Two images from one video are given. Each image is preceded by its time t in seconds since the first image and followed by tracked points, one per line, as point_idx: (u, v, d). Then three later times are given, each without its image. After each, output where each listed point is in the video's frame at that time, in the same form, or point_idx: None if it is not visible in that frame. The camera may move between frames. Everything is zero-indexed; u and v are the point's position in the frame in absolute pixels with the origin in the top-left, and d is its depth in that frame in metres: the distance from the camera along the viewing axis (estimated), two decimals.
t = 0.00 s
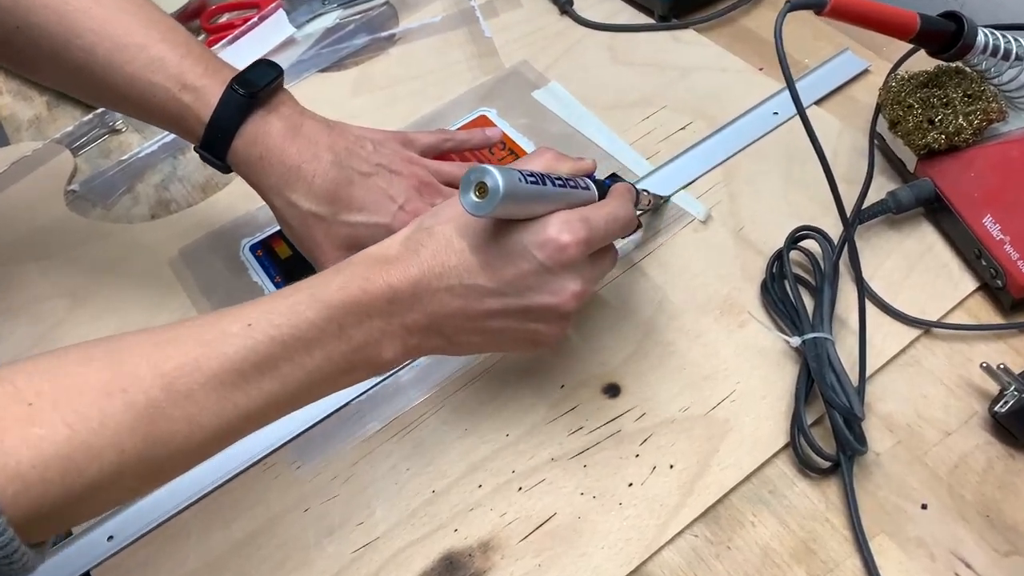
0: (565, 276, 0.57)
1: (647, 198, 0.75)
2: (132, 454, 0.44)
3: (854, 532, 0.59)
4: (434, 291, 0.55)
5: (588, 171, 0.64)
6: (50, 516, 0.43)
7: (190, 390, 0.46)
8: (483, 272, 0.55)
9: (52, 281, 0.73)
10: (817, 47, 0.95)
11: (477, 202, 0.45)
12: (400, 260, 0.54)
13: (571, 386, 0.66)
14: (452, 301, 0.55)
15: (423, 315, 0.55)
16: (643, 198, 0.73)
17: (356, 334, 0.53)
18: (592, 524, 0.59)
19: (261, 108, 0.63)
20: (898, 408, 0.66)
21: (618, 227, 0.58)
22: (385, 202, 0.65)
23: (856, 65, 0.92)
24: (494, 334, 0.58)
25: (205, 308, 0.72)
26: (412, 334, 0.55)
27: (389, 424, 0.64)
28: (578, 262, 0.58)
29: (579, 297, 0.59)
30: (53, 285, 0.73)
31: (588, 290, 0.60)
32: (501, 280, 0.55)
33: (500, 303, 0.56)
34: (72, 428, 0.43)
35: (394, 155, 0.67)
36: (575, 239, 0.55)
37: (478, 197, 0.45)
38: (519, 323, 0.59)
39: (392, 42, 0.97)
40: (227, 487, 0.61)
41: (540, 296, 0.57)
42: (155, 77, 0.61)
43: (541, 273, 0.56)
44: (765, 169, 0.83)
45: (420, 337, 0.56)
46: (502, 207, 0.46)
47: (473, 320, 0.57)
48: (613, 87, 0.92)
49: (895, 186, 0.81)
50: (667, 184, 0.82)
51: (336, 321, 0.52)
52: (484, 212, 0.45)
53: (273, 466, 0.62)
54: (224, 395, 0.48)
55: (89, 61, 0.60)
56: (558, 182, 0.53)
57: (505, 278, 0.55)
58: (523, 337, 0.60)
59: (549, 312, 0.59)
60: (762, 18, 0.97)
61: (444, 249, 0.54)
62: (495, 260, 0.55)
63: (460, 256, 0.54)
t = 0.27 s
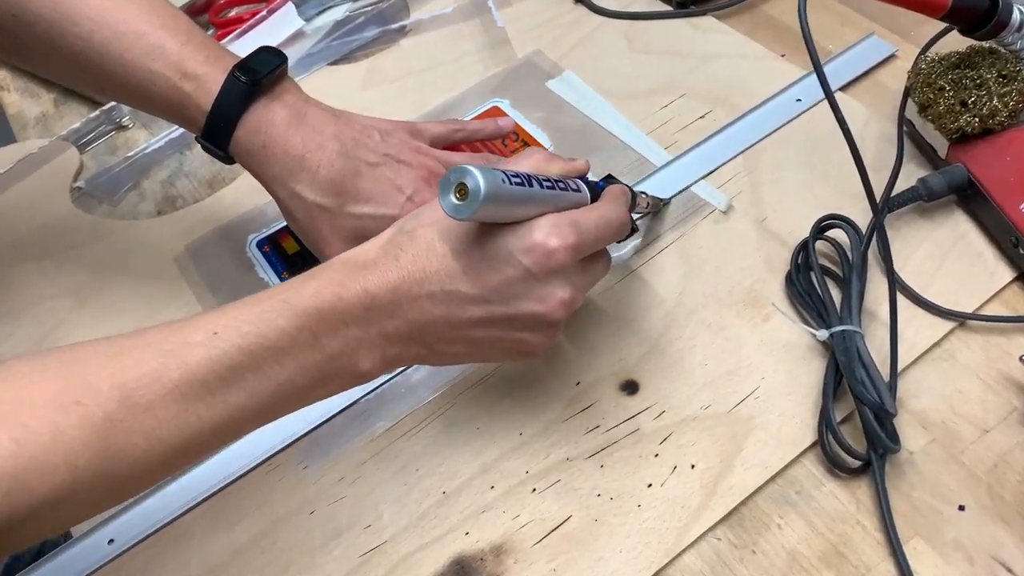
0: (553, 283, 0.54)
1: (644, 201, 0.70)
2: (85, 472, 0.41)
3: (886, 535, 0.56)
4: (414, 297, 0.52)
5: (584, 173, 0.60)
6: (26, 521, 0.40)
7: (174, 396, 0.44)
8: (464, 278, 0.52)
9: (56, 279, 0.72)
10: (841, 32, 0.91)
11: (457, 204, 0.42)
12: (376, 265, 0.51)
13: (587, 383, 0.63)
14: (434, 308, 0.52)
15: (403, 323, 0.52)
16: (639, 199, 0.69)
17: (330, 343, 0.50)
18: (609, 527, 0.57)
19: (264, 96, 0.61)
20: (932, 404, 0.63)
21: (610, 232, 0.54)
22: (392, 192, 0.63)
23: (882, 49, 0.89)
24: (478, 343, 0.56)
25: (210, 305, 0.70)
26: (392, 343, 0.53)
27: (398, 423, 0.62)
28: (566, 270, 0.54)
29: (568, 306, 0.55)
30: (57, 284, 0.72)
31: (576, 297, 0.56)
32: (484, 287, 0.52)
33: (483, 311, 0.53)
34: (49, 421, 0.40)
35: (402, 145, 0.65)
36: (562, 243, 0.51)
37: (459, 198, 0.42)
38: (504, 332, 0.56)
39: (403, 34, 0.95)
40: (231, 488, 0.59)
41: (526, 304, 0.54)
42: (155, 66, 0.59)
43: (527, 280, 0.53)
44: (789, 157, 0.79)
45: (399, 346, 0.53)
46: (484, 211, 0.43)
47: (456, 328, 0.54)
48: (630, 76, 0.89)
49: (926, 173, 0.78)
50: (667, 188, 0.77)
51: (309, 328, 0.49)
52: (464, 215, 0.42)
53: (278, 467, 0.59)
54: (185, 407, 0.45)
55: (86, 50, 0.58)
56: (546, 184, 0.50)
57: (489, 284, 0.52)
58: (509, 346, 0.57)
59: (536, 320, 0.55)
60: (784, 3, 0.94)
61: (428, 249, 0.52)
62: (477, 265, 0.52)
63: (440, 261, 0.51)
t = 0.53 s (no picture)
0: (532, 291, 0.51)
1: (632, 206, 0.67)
2: (28, 487, 0.40)
3: (909, 534, 0.54)
4: (383, 306, 0.49)
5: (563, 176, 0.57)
6: None
7: (143, 404, 0.43)
8: (435, 285, 0.49)
9: (56, 275, 0.71)
10: (858, 18, 0.89)
11: (424, 210, 0.40)
12: (338, 274, 0.49)
13: (596, 378, 0.61)
14: (403, 317, 0.49)
15: (371, 333, 0.49)
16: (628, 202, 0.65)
17: (294, 352, 0.47)
18: (619, 526, 0.54)
19: (262, 84, 0.60)
20: (957, 399, 0.60)
21: (590, 239, 0.51)
22: (393, 181, 0.60)
23: (901, 35, 0.86)
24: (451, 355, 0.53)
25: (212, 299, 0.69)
26: (359, 354, 0.50)
27: (401, 420, 0.60)
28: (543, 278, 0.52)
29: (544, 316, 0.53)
30: (57, 279, 0.71)
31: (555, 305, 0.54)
32: (456, 296, 0.49)
33: (456, 321, 0.50)
34: (33, 417, 0.40)
35: (404, 134, 0.63)
36: (539, 251, 0.48)
37: (426, 204, 0.40)
38: (478, 343, 0.53)
39: (409, 26, 0.93)
40: (230, 486, 0.57)
41: (500, 313, 0.51)
42: (150, 53, 0.58)
43: (500, 288, 0.50)
44: (806, 146, 0.77)
45: (369, 357, 0.51)
46: (452, 217, 0.41)
47: (427, 339, 0.51)
48: (641, 65, 0.87)
49: (947, 160, 0.75)
50: (659, 194, 0.73)
51: (271, 337, 0.46)
52: (431, 222, 0.40)
53: (278, 465, 0.58)
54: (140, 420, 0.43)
55: (81, 38, 0.58)
56: (526, 187, 0.48)
57: (461, 293, 0.49)
58: (483, 358, 0.54)
59: (511, 331, 0.52)
60: None
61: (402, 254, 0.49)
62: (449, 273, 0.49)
63: (410, 267, 0.49)
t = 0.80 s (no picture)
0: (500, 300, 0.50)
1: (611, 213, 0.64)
2: None
3: (920, 536, 0.52)
4: (343, 317, 0.47)
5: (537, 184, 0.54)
6: None
7: (88, 419, 0.41)
8: (397, 294, 0.47)
9: (49, 273, 0.70)
10: (866, 9, 0.87)
11: (382, 215, 0.37)
12: (292, 283, 0.47)
13: (597, 376, 0.60)
14: (364, 328, 0.48)
15: (329, 344, 0.48)
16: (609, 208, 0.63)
17: (248, 366, 0.46)
18: (620, 528, 0.53)
19: (254, 76, 0.59)
20: (969, 396, 0.58)
21: (559, 248, 0.49)
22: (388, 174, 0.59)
23: (910, 26, 0.84)
24: (416, 366, 0.51)
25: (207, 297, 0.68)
26: (319, 365, 0.49)
27: (396, 420, 0.58)
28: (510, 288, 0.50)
29: (510, 327, 0.51)
30: (51, 278, 0.70)
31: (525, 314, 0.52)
32: (419, 306, 0.48)
33: (419, 332, 0.49)
34: None
35: (400, 127, 0.63)
36: (505, 259, 0.46)
37: (384, 208, 0.37)
38: (442, 354, 0.51)
39: (409, 22, 0.92)
40: (222, 488, 0.56)
41: (464, 324, 0.49)
42: (140, 44, 0.58)
43: (465, 297, 0.48)
44: (813, 139, 0.75)
45: (329, 369, 0.49)
46: (414, 223, 0.38)
47: (390, 350, 0.49)
48: (644, 57, 0.85)
49: (959, 151, 0.73)
50: (639, 202, 0.71)
51: (223, 349, 0.45)
52: (390, 227, 0.37)
53: (271, 465, 0.57)
54: (83, 436, 0.41)
55: (70, 30, 0.58)
56: (492, 192, 0.45)
57: (423, 303, 0.47)
58: (449, 368, 0.53)
59: (476, 342, 0.51)
60: None
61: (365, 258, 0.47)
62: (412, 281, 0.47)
63: (372, 276, 0.47)
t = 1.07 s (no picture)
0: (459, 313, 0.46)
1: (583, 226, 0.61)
2: None
3: (931, 537, 0.50)
4: (294, 333, 0.45)
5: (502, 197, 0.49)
6: None
7: (21, 443, 0.41)
8: (350, 310, 0.45)
9: (42, 274, 0.69)
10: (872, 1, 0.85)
11: (331, 228, 0.35)
12: (239, 299, 0.45)
13: (597, 374, 0.58)
14: (317, 345, 0.46)
15: (280, 362, 0.46)
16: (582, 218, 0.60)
17: (193, 386, 0.45)
18: (621, 530, 0.52)
19: (245, 70, 0.59)
20: (980, 393, 0.57)
21: (523, 263, 0.46)
22: (384, 170, 0.59)
23: (917, 16, 0.82)
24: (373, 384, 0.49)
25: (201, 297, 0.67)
26: (270, 385, 0.47)
27: (392, 420, 0.57)
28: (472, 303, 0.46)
29: (470, 345, 0.47)
30: (43, 279, 0.69)
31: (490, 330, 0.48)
32: (373, 323, 0.45)
33: (374, 350, 0.46)
34: None
35: (396, 122, 0.63)
36: (462, 276, 0.43)
37: (334, 221, 0.35)
38: (399, 373, 0.48)
39: (407, 18, 0.90)
40: (213, 491, 0.55)
41: (422, 342, 0.46)
42: (128, 38, 0.58)
43: (423, 314, 0.45)
44: (818, 132, 0.73)
45: (282, 388, 0.47)
46: (366, 237, 0.36)
47: (344, 368, 0.47)
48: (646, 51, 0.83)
49: (967, 143, 0.71)
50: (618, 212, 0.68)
51: (166, 369, 0.44)
52: (340, 242, 0.35)
53: (265, 467, 0.56)
54: (16, 459, 0.41)
55: (58, 25, 0.58)
56: (453, 204, 0.42)
57: (379, 319, 0.45)
58: (407, 387, 0.50)
59: (434, 361, 0.48)
60: None
61: (318, 270, 0.45)
62: (366, 296, 0.44)
63: (324, 291, 0.45)
